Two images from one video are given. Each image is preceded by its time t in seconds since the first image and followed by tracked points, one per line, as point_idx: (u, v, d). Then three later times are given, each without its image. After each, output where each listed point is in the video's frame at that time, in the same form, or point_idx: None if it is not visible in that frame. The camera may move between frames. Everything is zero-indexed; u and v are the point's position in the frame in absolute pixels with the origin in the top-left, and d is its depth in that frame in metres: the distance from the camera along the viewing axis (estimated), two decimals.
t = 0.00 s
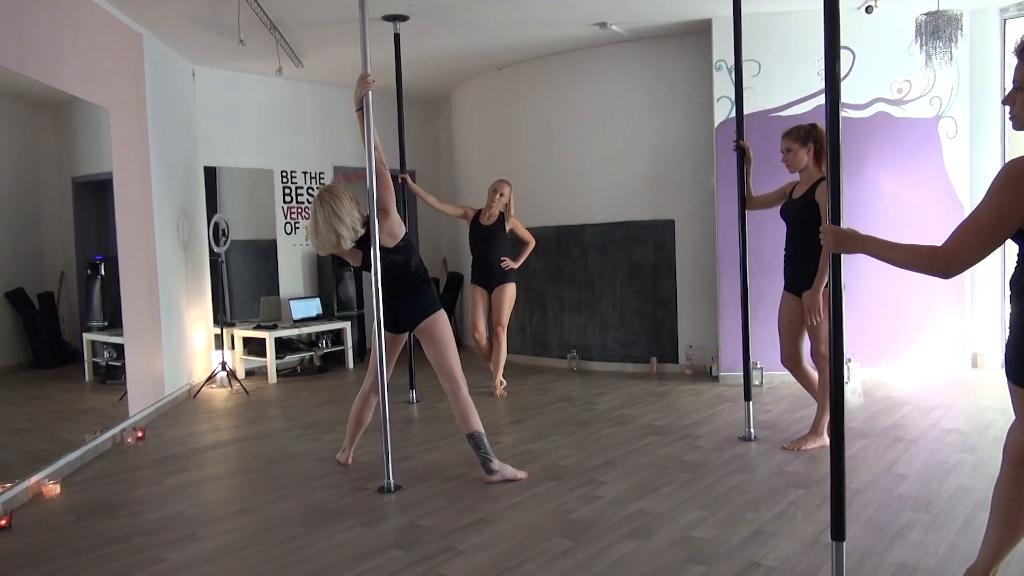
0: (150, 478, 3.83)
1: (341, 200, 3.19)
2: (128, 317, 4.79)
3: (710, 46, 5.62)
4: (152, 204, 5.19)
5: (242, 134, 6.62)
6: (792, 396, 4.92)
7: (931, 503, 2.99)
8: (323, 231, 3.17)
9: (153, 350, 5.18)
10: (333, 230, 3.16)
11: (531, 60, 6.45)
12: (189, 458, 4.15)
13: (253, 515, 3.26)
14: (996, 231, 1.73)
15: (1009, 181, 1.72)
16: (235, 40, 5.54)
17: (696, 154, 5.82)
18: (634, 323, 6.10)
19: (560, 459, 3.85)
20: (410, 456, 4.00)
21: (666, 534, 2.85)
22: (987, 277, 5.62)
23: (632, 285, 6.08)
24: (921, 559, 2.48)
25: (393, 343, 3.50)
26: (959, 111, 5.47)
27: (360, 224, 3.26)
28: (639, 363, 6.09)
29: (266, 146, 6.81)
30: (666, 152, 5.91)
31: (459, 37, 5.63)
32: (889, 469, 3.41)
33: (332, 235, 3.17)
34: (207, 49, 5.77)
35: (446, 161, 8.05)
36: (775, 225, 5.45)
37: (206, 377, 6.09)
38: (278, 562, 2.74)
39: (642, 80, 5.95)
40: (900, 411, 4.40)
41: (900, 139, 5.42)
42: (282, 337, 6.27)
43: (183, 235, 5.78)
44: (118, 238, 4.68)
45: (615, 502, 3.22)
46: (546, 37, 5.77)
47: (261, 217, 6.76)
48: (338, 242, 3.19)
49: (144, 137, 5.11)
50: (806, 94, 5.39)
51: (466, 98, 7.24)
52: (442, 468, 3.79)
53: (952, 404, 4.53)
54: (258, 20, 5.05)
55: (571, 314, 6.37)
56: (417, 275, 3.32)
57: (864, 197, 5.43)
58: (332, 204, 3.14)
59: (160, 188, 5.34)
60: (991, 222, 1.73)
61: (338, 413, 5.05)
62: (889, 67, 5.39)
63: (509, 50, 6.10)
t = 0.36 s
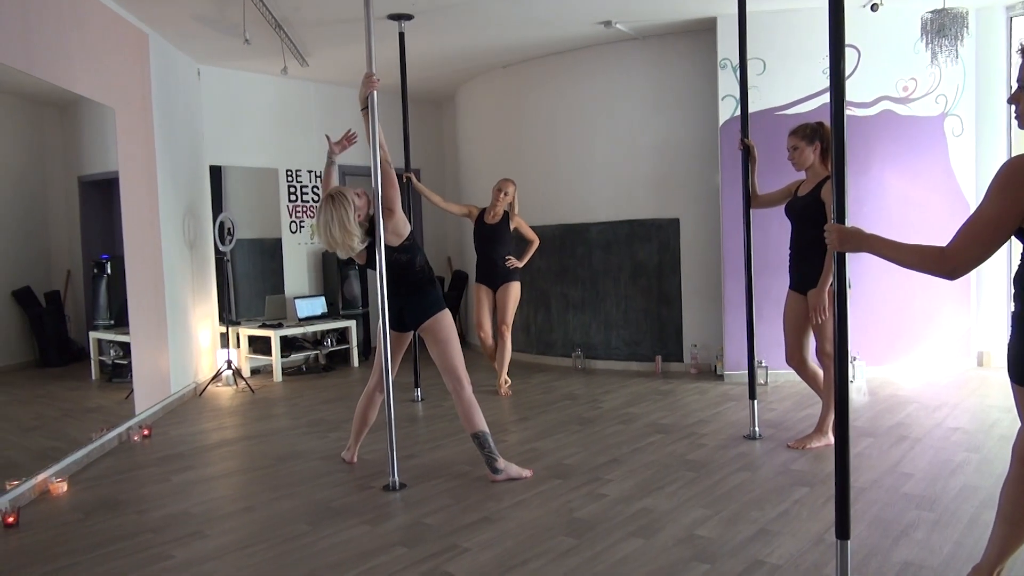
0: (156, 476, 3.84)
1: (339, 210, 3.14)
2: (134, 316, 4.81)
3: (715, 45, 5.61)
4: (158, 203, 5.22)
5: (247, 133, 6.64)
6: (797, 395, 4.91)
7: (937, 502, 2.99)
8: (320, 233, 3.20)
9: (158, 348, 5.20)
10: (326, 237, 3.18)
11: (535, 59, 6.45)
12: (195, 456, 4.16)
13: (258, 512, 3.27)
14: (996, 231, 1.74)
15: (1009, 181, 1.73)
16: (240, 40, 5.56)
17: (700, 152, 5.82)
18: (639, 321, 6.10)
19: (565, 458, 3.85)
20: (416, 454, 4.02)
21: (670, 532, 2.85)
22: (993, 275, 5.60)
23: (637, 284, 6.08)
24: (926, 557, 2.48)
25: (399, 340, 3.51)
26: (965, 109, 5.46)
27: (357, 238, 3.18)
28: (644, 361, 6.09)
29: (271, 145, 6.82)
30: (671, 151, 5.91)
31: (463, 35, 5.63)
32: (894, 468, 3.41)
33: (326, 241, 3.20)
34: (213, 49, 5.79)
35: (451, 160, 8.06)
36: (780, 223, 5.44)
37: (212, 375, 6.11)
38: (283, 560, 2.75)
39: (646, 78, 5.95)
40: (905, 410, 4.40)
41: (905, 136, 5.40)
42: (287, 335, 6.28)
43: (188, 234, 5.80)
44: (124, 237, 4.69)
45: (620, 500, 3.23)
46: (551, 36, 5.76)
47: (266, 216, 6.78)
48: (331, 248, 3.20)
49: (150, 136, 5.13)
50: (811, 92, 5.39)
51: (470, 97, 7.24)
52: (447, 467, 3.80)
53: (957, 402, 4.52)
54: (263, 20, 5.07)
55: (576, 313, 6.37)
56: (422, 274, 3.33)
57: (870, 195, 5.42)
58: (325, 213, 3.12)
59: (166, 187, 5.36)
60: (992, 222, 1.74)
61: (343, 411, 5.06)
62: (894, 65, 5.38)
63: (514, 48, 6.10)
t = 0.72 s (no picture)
0: (161, 474, 3.86)
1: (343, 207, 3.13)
2: (139, 314, 4.82)
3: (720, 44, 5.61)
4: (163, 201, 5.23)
5: (251, 132, 6.65)
6: (801, 394, 4.91)
7: (941, 501, 2.99)
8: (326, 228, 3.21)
9: (163, 347, 5.22)
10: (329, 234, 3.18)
11: (539, 58, 6.45)
12: (200, 455, 4.18)
13: (262, 510, 3.28)
14: (1000, 231, 1.73)
15: (1013, 182, 1.72)
16: (245, 39, 5.57)
17: (705, 151, 5.82)
18: (643, 320, 6.10)
19: (568, 456, 3.86)
20: (420, 452, 4.02)
21: (675, 531, 2.86)
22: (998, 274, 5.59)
23: (641, 283, 6.08)
24: (930, 557, 2.48)
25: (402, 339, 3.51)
26: (970, 108, 5.44)
27: (359, 238, 3.16)
28: (647, 360, 6.09)
29: (275, 144, 6.83)
30: (675, 149, 5.91)
31: (467, 34, 5.64)
32: (899, 467, 3.41)
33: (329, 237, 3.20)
34: (218, 48, 5.80)
35: (455, 159, 8.07)
36: (784, 222, 5.44)
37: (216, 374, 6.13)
38: (288, 557, 2.76)
39: (650, 77, 5.94)
40: (910, 409, 4.39)
41: (910, 135, 5.39)
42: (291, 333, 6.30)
43: (193, 232, 5.82)
44: (129, 235, 4.70)
45: (624, 498, 3.23)
46: (554, 34, 5.77)
47: (270, 215, 6.80)
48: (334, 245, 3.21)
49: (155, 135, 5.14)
50: (816, 90, 5.38)
51: (474, 95, 7.25)
52: (451, 465, 3.80)
53: (962, 402, 4.51)
54: (268, 19, 5.09)
55: (580, 311, 6.37)
56: (426, 273, 3.34)
57: (874, 194, 5.42)
58: (328, 211, 3.11)
59: (171, 186, 5.38)
60: (996, 222, 1.73)
61: (348, 409, 5.07)
62: (899, 64, 5.37)
63: (518, 47, 6.10)
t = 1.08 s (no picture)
0: (165, 472, 3.87)
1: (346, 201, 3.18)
2: (143, 313, 4.83)
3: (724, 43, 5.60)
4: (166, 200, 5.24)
5: (255, 130, 6.65)
6: (805, 394, 4.90)
7: (945, 501, 2.98)
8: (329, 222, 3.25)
9: (168, 345, 5.23)
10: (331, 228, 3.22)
11: (543, 56, 6.45)
12: (204, 453, 4.19)
13: (266, 509, 3.29)
14: (1003, 233, 1.73)
15: (1017, 183, 1.72)
16: (248, 38, 5.58)
17: (708, 150, 5.81)
18: (647, 319, 6.10)
19: (572, 455, 3.86)
20: (423, 451, 4.03)
21: (677, 530, 2.85)
22: (1003, 274, 5.58)
23: (644, 282, 6.08)
24: (934, 557, 2.47)
25: (405, 339, 3.50)
26: (975, 106, 5.41)
27: (360, 231, 3.19)
28: (651, 359, 6.08)
29: (279, 143, 6.84)
30: (678, 149, 5.90)
31: (470, 33, 5.64)
32: (903, 466, 3.40)
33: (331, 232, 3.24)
34: (222, 47, 5.81)
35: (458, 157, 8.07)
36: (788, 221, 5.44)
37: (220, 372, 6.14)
38: (291, 556, 2.77)
39: (654, 76, 5.94)
40: (914, 408, 4.39)
41: (915, 134, 5.38)
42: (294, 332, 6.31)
43: (197, 231, 5.83)
44: (133, 234, 4.71)
45: (627, 498, 3.23)
46: (558, 33, 5.76)
47: (274, 214, 6.81)
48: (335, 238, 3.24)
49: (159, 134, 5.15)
50: (820, 89, 5.37)
51: (478, 94, 7.25)
52: (454, 464, 3.80)
53: (966, 401, 4.51)
54: (272, 18, 5.08)
55: (583, 310, 6.37)
56: (430, 272, 3.34)
57: (879, 193, 5.42)
58: (330, 206, 3.16)
59: (174, 185, 5.39)
60: (998, 224, 1.73)
61: (351, 408, 5.07)
62: (903, 63, 5.35)
63: (521, 46, 6.10)
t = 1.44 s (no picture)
0: (167, 470, 3.87)
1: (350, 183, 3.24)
2: (145, 312, 4.83)
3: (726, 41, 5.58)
4: (168, 198, 5.24)
5: (257, 129, 6.66)
6: (807, 393, 4.90)
7: (948, 500, 2.97)
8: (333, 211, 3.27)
9: (170, 344, 5.24)
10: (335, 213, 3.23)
11: (545, 55, 6.45)
12: (206, 451, 4.19)
13: (267, 507, 3.29)
14: (1006, 232, 1.72)
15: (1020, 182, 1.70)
16: (250, 36, 5.57)
17: (711, 149, 5.81)
18: (649, 318, 6.09)
19: (573, 454, 3.86)
20: (425, 450, 4.03)
21: (679, 529, 2.85)
22: (1007, 273, 5.57)
23: (646, 280, 6.07)
24: (937, 556, 2.47)
25: (406, 337, 3.50)
26: (978, 105, 5.40)
27: (364, 210, 3.19)
28: (653, 358, 6.08)
29: (281, 141, 6.84)
30: (680, 147, 5.90)
31: (472, 32, 5.64)
32: (906, 466, 3.39)
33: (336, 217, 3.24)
34: (224, 45, 5.81)
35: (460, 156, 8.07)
36: (790, 220, 5.43)
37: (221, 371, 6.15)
38: (293, 554, 2.77)
39: (656, 74, 5.93)
40: (917, 408, 4.38)
41: (918, 133, 5.37)
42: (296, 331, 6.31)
43: (199, 229, 5.84)
44: (135, 233, 4.72)
45: (629, 496, 3.23)
46: (560, 32, 5.76)
47: (276, 212, 6.81)
48: (340, 222, 3.23)
49: (161, 133, 5.16)
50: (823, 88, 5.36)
51: (480, 92, 7.24)
52: (455, 462, 3.80)
53: (968, 401, 4.51)
54: (274, 16, 5.08)
55: (585, 309, 6.37)
56: (432, 270, 3.34)
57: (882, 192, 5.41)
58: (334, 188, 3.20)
59: (177, 184, 5.40)
60: (1000, 224, 1.72)
61: (353, 407, 5.08)
62: (906, 62, 5.34)
63: (523, 45, 6.10)
